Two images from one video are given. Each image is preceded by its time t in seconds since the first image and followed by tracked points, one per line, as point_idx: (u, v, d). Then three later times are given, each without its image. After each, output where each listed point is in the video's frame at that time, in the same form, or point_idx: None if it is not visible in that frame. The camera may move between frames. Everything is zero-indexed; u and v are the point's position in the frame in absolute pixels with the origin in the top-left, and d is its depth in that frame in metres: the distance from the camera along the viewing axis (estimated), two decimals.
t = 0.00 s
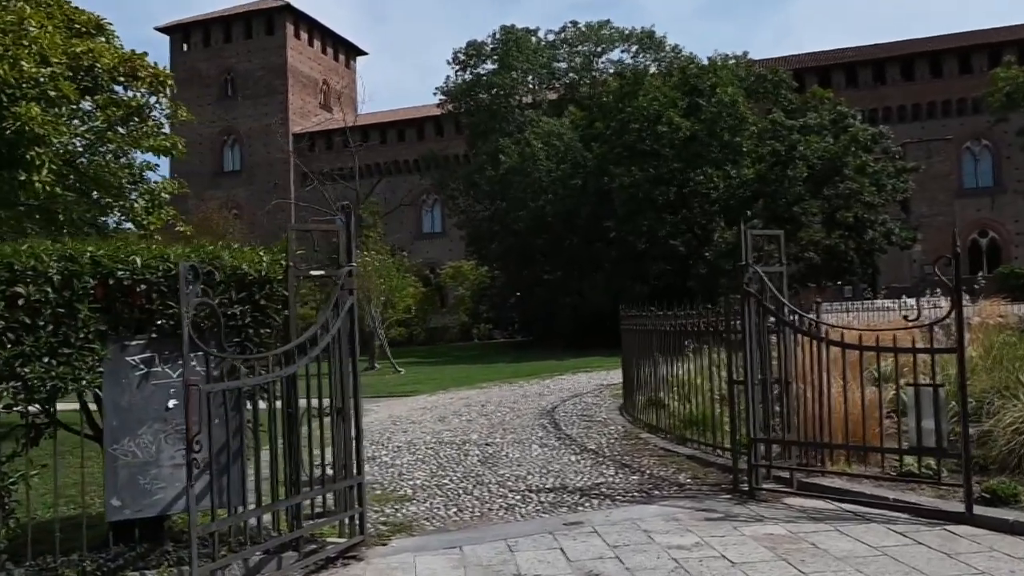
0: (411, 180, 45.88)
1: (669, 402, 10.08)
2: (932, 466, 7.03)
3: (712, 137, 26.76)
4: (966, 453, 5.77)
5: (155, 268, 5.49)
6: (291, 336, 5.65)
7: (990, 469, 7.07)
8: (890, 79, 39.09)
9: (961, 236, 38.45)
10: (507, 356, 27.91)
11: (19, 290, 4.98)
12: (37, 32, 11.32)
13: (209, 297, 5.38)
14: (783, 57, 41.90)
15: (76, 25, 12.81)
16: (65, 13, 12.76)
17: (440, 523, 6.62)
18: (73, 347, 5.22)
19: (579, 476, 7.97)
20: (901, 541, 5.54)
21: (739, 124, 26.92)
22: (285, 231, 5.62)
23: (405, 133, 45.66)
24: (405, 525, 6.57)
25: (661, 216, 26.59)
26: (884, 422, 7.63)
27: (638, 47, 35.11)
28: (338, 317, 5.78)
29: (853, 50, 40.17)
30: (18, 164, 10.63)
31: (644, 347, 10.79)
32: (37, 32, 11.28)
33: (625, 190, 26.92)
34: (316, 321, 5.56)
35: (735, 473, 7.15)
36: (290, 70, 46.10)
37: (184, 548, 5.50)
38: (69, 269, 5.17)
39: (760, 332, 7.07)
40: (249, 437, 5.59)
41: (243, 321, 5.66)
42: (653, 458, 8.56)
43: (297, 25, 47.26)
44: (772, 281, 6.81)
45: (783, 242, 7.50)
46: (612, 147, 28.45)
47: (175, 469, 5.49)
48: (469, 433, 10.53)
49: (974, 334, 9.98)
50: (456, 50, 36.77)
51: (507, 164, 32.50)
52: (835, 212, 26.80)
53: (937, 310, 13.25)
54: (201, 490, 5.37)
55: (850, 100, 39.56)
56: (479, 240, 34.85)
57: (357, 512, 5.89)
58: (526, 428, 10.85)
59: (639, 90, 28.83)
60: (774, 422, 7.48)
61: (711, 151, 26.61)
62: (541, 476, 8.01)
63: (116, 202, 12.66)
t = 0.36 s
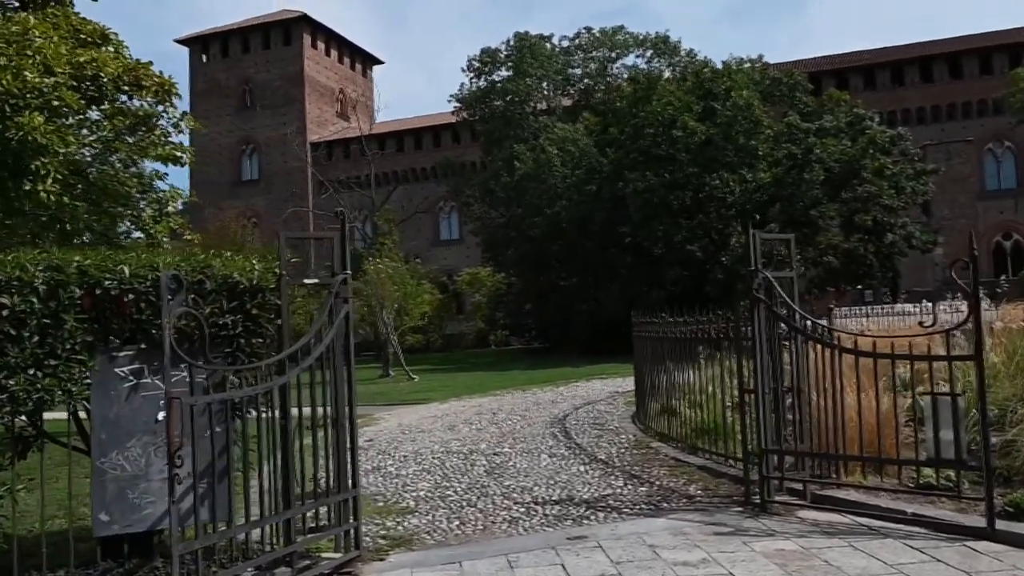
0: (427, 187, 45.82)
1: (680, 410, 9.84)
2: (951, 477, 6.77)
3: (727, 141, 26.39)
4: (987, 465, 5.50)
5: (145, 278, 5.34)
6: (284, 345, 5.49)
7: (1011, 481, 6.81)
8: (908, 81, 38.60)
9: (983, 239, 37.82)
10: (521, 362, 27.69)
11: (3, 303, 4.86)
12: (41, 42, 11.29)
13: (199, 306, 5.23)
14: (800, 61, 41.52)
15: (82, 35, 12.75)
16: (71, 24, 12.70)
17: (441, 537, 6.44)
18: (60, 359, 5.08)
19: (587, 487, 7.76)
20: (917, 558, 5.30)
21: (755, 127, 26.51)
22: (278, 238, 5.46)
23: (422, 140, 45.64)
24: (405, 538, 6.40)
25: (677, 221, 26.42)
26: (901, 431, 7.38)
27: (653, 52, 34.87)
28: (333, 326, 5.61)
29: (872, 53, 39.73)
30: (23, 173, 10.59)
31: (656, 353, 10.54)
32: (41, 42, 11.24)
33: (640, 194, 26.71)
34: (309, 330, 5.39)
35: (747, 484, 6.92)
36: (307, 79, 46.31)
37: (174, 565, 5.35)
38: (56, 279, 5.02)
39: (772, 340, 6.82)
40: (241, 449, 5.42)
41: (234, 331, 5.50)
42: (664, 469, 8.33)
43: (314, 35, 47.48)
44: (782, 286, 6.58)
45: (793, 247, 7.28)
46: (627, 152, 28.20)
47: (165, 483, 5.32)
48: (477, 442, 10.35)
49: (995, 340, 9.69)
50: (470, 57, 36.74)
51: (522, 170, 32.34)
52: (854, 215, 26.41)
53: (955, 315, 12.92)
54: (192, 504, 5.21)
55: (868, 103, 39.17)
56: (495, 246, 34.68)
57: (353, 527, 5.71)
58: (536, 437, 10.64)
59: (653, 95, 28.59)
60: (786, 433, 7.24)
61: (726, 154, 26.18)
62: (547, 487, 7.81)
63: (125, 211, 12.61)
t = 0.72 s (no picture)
0: (445, 197, 45.74)
1: (696, 421, 9.60)
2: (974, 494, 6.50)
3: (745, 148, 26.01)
4: (1010, 482, 5.24)
5: (135, 291, 5.26)
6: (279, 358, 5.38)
7: None
8: (932, 87, 38.11)
9: (1011, 245, 37.10)
10: (539, 373, 27.47)
11: None
12: (46, 55, 11.25)
13: (189, 319, 5.19)
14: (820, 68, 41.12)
15: (90, 48, 12.70)
16: (78, 36, 12.65)
17: (446, 554, 6.26)
18: (50, 373, 5.02)
19: (598, 502, 7.56)
20: None
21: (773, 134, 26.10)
22: (271, 249, 5.34)
23: (440, 150, 45.61)
24: (408, 555, 6.23)
25: (694, 229, 26.34)
26: (921, 445, 7.12)
27: (670, 59, 34.63)
28: (328, 339, 5.46)
29: (894, 58, 39.26)
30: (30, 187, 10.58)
31: (671, 364, 10.32)
32: (47, 55, 11.20)
33: (657, 203, 26.49)
34: (304, 342, 5.26)
35: (761, 500, 6.70)
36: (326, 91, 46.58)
37: None
38: (43, 293, 4.96)
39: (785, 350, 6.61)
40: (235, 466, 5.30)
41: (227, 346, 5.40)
42: (677, 483, 8.11)
43: (331, 48, 47.71)
44: (791, 296, 6.40)
45: (804, 257, 7.10)
46: (643, 161, 27.99)
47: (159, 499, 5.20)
48: (488, 455, 10.17)
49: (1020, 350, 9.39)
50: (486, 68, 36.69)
51: (538, 180, 32.20)
52: (875, 221, 26.02)
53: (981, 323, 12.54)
54: (186, 519, 5.09)
55: (889, 110, 38.77)
56: (513, 256, 34.51)
57: (352, 545, 5.55)
58: (548, 449, 10.45)
59: (669, 103, 28.38)
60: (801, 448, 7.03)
61: (743, 162, 25.92)
62: (557, 502, 7.62)
63: (136, 224, 12.58)
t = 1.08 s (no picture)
0: (462, 210, 45.66)
1: (711, 437, 9.32)
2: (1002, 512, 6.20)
3: (762, 157, 25.64)
4: None
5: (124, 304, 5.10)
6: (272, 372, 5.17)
7: None
8: (953, 94, 37.61)
9: None
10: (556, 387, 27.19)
11: None
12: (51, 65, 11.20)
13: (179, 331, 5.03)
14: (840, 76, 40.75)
15: (95, 58, 12.62)
16: (83, 46, 12.58)
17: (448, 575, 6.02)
18: (35, 388, 4.89)
19: (609, 520, 7.30)
20: None
21: (791, 142, 25.81)
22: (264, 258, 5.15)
23: (457, 162, 45.60)
24: None
25: (711, 239, 25.91)
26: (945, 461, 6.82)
27: (687, 69, 34.42)
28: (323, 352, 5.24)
29: (914, 66, 38.83)
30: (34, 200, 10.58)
31: (686, 377, 10.05)
32: (51, 66, 11.14)
33: (673, 213, 26.22)
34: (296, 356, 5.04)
35: (777, 518, 6.42)
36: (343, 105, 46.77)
37: None
38: (29, 305, 4.83)
39: (801, 361, 6.35)
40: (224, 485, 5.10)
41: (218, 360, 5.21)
42: (691, 500, 7.84)
43: (348, 61, 47.88)
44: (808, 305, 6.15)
45: (822, 265, 6.83)
46: (659, 171, 27.76)
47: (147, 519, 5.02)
48: (498, 471, 9.94)
49: None
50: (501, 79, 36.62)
51: (554, 191, 32.02)
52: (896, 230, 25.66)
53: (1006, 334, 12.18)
54: (173, 541, 4.88)
55: (910, 118, 38.24)
56: (529, 268, 34.34)
57: (347, 569, 5.31)
58: (560, 464, 10.21)
59: (685, 112, 28.17)
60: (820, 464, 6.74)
61: (761, 171, 25.60)
62: (566, 520, 7.37)
63: (144, 237, 12.55)
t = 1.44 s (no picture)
0: (478, 220, 45.53)
1: (728, 451, 9.04)
2: None
3: (781, 165, 25.33)
4: None
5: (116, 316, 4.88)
6: (269, 387, 4.96)
7: None
8: (974, 102, 37.12)
9: None
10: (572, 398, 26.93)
11: None
12: (56, 75, 11.15)
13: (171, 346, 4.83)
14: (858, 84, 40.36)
15: (103, 67, 12.55)
16: (91, 55, 12.53)
17: None
18: (19, 405, 4.65)
19: (620, 538, 7.04)
20: None
21: (810, 150, 25.49)
22: (261, 268, 4.96)
23: (472, 173, 45.52)
24: None
25: (728, 248, 25.62)
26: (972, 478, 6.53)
27: (704, 78, 34.18)
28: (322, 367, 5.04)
29: (934, 74, 38.38)
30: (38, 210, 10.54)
31: (701, 390, 9.78)
32: (57, 75, 11.08)
33: (690, 223, 25.94)
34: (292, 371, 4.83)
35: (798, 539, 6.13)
36: (359, 116, 46.85)
37: None
38: (14, 318, 4.58)
39: (823, 375, 6.08)
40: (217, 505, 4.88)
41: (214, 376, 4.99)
42: (707, 517, 7.56)
43: (365, 73, 47.99)
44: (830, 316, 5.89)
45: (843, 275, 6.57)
46: (676, 180, 27.49)
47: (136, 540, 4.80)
48: (508, 486, 9.68)
49: None
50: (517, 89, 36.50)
51: (570, 201, 31.81)
52: (917, 239, 25.28)
53: None
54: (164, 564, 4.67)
55: (931, 126, 37.77)
56: (544, 278, 34.10)
57: None
58: (572, 479, 9.95)
59: (703, 120, 27.93)
60: (842, 481, 6.45)
61: (779, 180, 25.27)
62: (576, 538, 7.12)
63: (154, 248, 12.46)
